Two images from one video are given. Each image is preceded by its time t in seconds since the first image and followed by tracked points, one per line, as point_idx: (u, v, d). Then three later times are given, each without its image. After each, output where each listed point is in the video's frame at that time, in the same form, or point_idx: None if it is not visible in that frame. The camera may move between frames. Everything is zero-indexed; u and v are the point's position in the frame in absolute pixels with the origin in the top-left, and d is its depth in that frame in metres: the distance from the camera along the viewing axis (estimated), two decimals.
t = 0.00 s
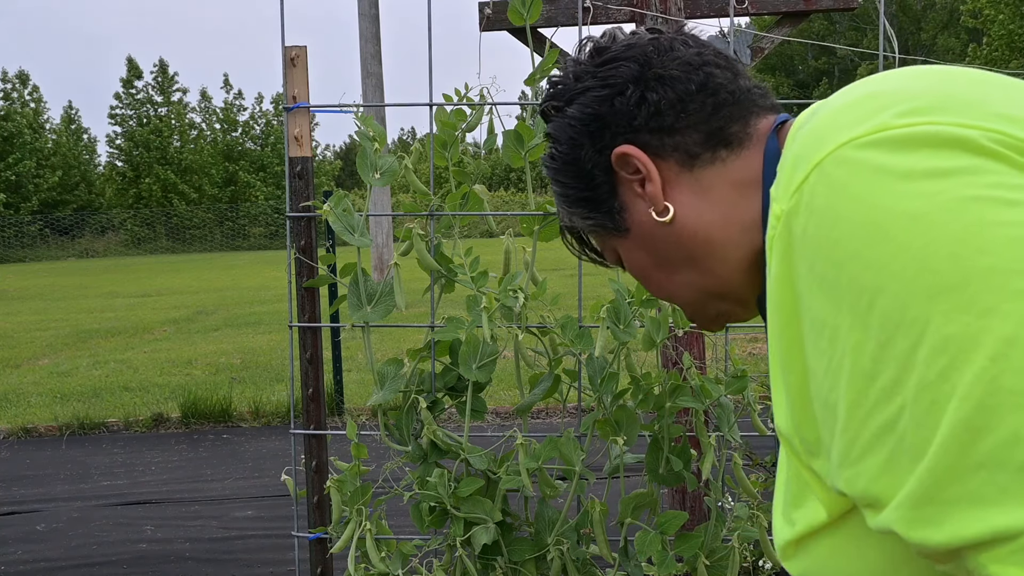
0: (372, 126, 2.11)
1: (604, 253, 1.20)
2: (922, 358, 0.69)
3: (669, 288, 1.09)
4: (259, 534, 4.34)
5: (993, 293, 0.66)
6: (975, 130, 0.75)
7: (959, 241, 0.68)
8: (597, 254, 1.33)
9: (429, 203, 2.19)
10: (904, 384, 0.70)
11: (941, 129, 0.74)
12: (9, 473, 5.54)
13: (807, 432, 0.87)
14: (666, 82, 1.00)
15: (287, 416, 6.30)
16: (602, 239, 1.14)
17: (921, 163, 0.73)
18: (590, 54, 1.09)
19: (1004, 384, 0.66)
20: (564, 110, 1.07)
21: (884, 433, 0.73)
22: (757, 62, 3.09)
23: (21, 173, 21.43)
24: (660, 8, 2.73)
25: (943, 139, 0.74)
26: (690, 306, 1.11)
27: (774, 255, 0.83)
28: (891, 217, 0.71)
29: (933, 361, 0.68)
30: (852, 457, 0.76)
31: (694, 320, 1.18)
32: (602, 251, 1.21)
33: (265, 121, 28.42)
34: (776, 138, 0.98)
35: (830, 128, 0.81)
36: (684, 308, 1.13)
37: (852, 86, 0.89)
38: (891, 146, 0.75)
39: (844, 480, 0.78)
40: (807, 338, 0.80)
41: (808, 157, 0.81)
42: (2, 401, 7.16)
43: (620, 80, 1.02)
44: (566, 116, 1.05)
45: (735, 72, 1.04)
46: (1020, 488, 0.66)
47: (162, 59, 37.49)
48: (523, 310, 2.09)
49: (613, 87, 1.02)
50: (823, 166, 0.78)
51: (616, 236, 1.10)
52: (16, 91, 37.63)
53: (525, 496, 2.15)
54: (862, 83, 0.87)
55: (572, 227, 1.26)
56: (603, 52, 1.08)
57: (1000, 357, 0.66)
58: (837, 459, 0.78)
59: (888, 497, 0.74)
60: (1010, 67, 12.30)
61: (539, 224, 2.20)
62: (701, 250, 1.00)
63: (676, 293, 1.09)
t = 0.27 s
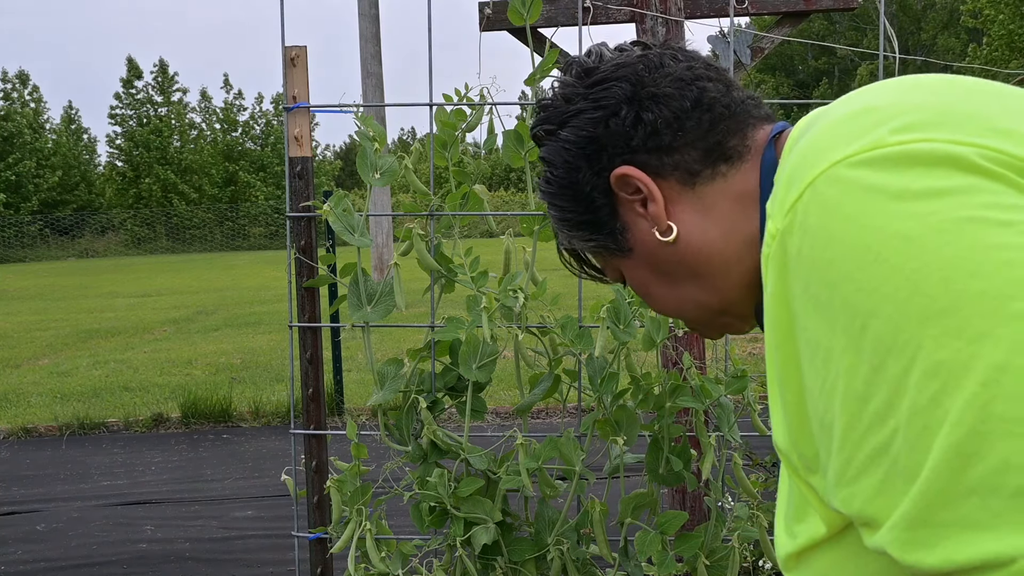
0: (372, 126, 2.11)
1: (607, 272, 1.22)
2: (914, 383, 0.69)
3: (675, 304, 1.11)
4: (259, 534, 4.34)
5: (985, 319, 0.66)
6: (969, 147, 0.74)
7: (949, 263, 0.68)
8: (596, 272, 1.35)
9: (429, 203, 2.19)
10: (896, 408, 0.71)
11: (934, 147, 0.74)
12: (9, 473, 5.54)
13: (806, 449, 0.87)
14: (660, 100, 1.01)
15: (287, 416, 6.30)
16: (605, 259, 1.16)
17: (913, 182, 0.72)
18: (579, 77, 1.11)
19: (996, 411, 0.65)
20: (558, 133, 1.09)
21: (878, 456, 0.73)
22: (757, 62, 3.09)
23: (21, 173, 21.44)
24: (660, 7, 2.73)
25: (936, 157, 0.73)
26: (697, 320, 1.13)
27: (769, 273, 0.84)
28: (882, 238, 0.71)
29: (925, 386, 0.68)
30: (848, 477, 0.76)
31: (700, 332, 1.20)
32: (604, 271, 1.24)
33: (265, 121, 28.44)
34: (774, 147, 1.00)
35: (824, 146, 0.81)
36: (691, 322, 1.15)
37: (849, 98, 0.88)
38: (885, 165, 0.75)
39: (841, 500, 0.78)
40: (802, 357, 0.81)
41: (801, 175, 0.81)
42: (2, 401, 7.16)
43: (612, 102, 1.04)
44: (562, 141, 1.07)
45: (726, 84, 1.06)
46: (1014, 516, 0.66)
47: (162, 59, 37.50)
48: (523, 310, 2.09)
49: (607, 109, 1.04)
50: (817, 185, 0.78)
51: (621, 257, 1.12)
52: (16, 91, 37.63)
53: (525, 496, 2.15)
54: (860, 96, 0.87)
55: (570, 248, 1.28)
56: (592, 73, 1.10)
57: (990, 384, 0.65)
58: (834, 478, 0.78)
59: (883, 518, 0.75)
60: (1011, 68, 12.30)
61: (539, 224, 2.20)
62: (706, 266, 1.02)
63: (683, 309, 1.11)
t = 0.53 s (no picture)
0: (372, 126, 2.11)
1: (613, 292, 1.25)
2: (904, 403, 0.73)
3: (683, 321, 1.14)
4: (259, 534, 4.34)
5: (969, 343, 0.69)
6: (955, 167, 0.77)
7: (936, 287, 0.71)
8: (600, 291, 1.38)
9: (428, 203, 2.19)
10: (887, 427, 0.75)
11: (922, 169, 0.77)
12: (9, 474, 5.54)
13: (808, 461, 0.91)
14: (662, 121, 1.05)
15: (287, 417, 6.30)
16: (612, 280, 1.19)
17: (901, 206, 0.75)
18: (580, 101, 1.15)
19: (982, 432, 0.69)
20: (562, 157, 1.12)
21: (874, 471, 0.77)
22: (758, 62, 3.09)
23: (21, 172, 21.43)
24: (660, 8, 2.73)
25: (924, 178, 0.76)
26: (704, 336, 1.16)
27: (769, 292, 0.88)
28: (872, 262, 0.75)
29: (915, 407, 0.72)
30: (846, 492, 0.81)
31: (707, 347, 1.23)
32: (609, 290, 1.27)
33: (265, 121, 28.43)
34: (774, 163, 1.03)
35: (817, 169, 0.85)
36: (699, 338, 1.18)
37: (842, 117, 0.92)
38: (874, 188, 0.78)
39: (840, 512, 0.83)
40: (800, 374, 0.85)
41: (795, 199, 0.85)
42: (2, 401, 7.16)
43: (616, 124, 1.07)
44: (565, 163, 1.10)
45: (726, 102, 1.09)
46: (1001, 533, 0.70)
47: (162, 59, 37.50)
48: (523, 309, 2.08)
49: (609, 131, 1.07)
50: (809, 209, 0.82)
51: (629, 276, 1.15)
52: (16, 91, 37.63)
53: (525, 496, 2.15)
54: (852, 117, 0.90)
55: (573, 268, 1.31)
56: (593, 97, 1.14)
57: (976, 406, 0.69)
58: (833, 492, 0.82)
59: (880, 532, 0.79)
60: (1012, 68, 12.24)
61: (539, 224, 2.20)
62: (714, 282, 1.04)
63: (691, 325, 1.14)
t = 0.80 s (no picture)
0: (372, 126, 2.10)
1: (617, 303, 1.24)
2: (901, 409, 0.72)
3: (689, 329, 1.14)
4: (259, 535, 4.33)
5: (964, 349, 0.69)
6: (951, 175, 0.77)
7: (931, 294, 0.71)
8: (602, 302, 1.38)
9: (428, 203, 2.19)
10: (884, 433, 0.74)
11: (917, 175, 0.77)
12: (9, 474, 5.53)
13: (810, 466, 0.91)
14: (665, 129, 1.05)
15: (287, 417, 6.30)
16: (617, 290, 1.18)
17: (896, 214, 0.75)
18: (581, 111, 1.15)
19: (976, 438, 0.68)
20: (565, 167, 1.12)
21: (871, 478, 0.77)
22: (758, 61, 3.08)
23: (21, 172, 21.43)
24: (660, 7, 2.73)
25: (919, 185, 0.76)
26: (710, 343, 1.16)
27: (769, 299, 0.88)
28: (867, 269, 0.75)
29: (911, 413, 0.72)
30: (845, 498, 0.80)
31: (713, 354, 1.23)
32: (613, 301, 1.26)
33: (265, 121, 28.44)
34: (775, 168, 1.03)
35: (814, 177, 0.84)
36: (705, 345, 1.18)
37: (839, 124, 0.91)
38: (870, 195, 0.78)
39: (840, 518, 0.82)
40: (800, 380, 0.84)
41: (793, 206, 0.85)
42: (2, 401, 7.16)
43: (620, 133, 1.07)
44: (570, 174, 1.10)
45: (727, 109, 1.10)
46: (996, 537, 0.69)
47: (162, 59, 37.51)
48: (523, 309, 2.08)
49: (613, 141, 1.07)
50: (806, 217, 0.82)
51: (633, 286, 1.14)
52: (16, 92, 37.64)
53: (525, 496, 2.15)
54: (849, 124, 0.90)
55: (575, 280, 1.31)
56: (595, 107, 1.14)
57: (971, 412, 0.68)
58: (833, 498, 0.82)
59: (879, 537, 0.78)
60: (1012, 68, 12.24)
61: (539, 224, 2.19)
62: (720, 291, 1.04)
63: (697, 333, 1.14)
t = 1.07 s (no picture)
0: (372, 126, 2.10)
1: (617, 307, 1.24)
2: (900, 405, 0.73)
3: (688, 331, 1.14)
4: (259, 534, 4.33)
5: (962, 344, 0.69)
6: (949, 173, 0.77)
7: (930, 291, 0.71)
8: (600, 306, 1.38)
9: (428, 203, 2.19)
10: (883, 429, 0.74)
11: (915, 174, 0.77)
12: (9, 474, 5.53)
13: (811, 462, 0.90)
14: (666, 131, 1.05)
15: (287, 416, 6.30)
16: (617, 293, 1.18)
17: (895, 213, 0.75)
18: (581, 114, 1.15)
19: (975, 433, 0.69)
20: (566, 171, 1.12)
21: (870, 473, 0.77)
22: (758, 61, 3.08)
23: (21, 172, 21.43)
24: (660, 7, 2.73)
25: (917, 184, 0.76)
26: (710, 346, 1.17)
27: (769, 297, 0.88)
28: (867, 267, 0.75)
29: (910, 408, 0.72)
30: (845, 493, 0.80)
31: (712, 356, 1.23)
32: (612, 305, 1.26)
33: (265, 121, 28.45)
34: (775, 172, 1.03)
35: (814, 177, 0.85)
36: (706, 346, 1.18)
37: (837, 125, 0.92)
38: (869, 194, 0.78)
39: (840, 513, 0.82)
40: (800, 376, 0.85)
41: (793, 205, 0.85)
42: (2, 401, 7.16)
43: (620, 136, 1.07)
44: (571, 177, 1.10)
45: (725, 113, 1.10)
46: (995, 529, 0.69)
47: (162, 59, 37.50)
48: (523, 310, 2.08)
49: (615, 143, 1.07)
50: (806, 216, 0.82)
51: (634, 289, 1.14)
52: (16, 92, 37.65)
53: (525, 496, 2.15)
54: (846, 126, 0.90)
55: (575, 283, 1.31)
56: (595, 110, 1.14)
57: (969, 407, 0.69)
58: (833, 494, 0.82)
59: (879, 531, 0.79)
60: (1013, 69, 12.23)
61: (539, 224, 2.20)
62: (723, 291, 1.04)
63: (696, 335, 1.14)
